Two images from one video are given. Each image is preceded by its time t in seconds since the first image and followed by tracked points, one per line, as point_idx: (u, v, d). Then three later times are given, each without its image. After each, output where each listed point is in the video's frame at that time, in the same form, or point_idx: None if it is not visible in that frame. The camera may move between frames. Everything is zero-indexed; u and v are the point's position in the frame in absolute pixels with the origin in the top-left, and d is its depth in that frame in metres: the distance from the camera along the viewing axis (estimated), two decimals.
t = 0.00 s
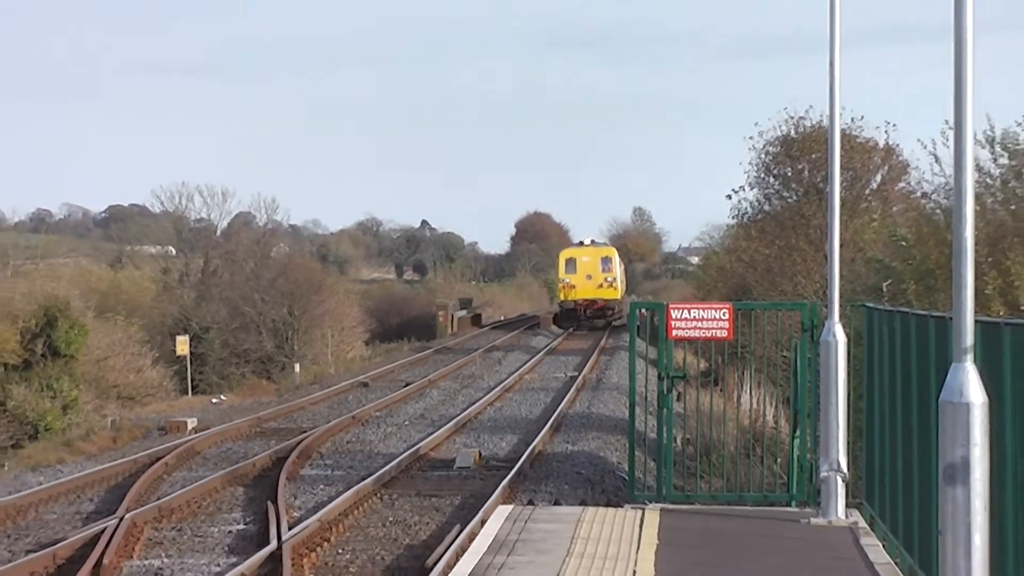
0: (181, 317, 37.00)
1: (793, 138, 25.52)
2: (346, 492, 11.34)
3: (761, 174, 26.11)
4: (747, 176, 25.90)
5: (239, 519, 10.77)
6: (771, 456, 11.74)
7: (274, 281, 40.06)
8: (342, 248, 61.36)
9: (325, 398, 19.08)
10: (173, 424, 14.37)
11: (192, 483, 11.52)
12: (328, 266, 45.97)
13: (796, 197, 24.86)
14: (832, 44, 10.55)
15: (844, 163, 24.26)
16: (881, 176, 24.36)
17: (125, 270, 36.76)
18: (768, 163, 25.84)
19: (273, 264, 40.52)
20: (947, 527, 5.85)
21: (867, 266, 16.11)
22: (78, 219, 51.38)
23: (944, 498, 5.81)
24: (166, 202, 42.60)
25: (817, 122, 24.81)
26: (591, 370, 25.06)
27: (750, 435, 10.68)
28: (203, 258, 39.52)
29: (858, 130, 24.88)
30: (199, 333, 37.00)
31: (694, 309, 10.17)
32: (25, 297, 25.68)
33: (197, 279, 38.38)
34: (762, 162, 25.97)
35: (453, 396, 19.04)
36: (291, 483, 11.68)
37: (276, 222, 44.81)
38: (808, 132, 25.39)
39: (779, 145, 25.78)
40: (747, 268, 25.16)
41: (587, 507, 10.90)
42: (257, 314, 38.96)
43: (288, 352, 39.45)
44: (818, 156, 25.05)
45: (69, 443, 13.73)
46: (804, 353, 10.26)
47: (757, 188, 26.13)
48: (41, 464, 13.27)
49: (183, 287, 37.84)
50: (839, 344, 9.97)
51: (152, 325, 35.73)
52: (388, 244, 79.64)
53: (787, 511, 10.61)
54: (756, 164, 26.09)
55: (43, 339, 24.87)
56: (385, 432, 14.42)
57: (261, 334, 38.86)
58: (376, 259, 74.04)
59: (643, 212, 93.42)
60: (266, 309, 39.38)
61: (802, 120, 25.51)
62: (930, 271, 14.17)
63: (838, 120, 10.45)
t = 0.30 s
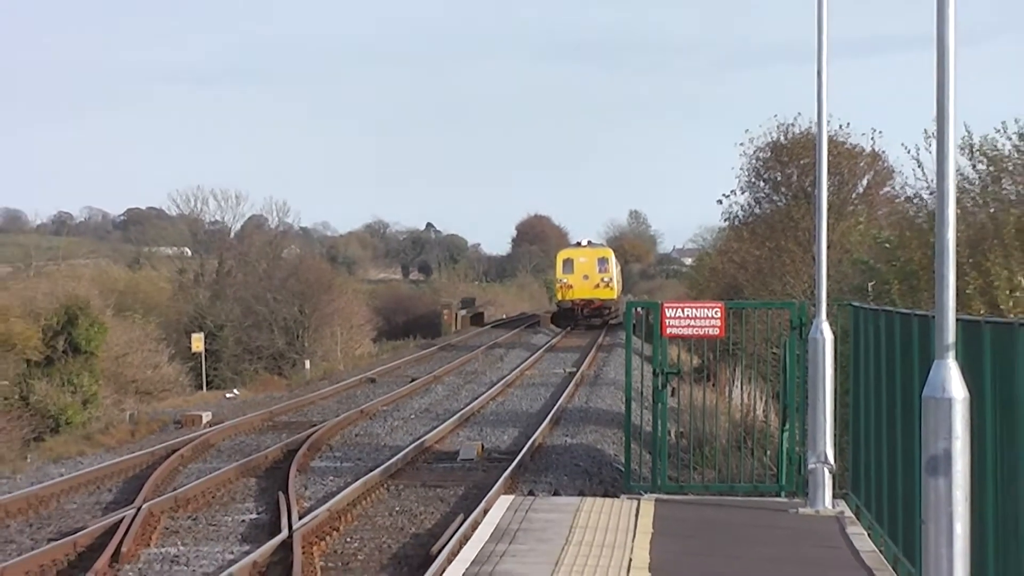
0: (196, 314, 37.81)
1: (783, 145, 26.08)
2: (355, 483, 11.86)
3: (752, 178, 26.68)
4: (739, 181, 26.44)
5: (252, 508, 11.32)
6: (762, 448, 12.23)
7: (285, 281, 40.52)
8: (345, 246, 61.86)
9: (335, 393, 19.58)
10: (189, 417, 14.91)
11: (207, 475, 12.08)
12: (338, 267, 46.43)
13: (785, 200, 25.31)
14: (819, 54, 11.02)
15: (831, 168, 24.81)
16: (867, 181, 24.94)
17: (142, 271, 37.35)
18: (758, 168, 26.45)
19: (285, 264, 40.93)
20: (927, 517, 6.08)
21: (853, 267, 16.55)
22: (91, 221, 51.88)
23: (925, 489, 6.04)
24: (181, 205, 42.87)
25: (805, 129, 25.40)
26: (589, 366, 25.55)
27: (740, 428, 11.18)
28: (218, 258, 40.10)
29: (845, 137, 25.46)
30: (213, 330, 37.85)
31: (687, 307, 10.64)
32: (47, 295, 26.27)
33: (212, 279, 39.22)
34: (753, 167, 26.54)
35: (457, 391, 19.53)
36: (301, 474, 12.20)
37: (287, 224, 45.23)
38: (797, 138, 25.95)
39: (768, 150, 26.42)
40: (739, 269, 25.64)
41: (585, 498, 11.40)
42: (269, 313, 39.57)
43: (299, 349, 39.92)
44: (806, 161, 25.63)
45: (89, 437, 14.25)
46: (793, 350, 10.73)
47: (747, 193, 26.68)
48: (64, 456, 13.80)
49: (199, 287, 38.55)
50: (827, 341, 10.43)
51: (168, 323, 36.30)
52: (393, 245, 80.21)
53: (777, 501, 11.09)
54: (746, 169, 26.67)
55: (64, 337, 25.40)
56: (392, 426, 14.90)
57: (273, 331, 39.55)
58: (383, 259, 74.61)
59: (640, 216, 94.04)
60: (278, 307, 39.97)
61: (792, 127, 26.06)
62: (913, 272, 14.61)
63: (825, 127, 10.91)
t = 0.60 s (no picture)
0: (213, 314, 38.26)
1: (776, 151, 26.71)
2: (365, 475, 12.44)
3: (745, 184, 27.30)
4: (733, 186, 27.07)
5: (268, 499, 11.93)
6: (755, 441, 12.75)
7: (298, 282, 41.27)
8: (353, 246, 62.33)
9: (346, 389, 20.10)
10: (206, 412, 15.55)
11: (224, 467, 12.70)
12: (348, 268, 46.88)
13: (778, 205, 25.88)
14: (810, 65, 11.50)
15: (822, 173, 25.38)
16: (857, 184, 25.42)
17: (160, 271, 37.70)
18: (752, 173, 27.06)
19: (298, 266, 41.78)
20: (917, 509, 6.38)
21: (842, 269, 17.04)
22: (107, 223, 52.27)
23: (913, 483, 6.35)
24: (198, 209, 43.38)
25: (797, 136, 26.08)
26: (590, 363, 26.08)
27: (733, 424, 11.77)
28: (235, 261, 40.63)
29: (836, 144, 26.02)
30: (229, 329, 38.27)
31: (684, 308, 11.12)
32: (70, 294, 26.63)
33: (229, 281, 39.75)
34: (747, 172, 27.18)
35: (464, 387, 20.07)
36: (314, 466, 12.77)
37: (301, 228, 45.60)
38: (790, 145, 26.58)
39: (762, 157, 27.05)
40: (733, 270, 26.11)
41: (586, 489, 11.92)
42: (283, 312, 40.26)
43: (312, 347, 40.83)
44: (799, 167, 26.28)
45: (112, 431, 14.77)
46: (785, 347, 11.21)
47: (742, 197, 27.26)
48: (88, 450, 14.34)
49: (216, 287, 38.97)
50: (817, 339, 10.90)
51: (188, 321, 36.94)
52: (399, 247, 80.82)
53: (769, 492, 11.59)
54: (740, 174, 27.28)
55: (87, 335, 25.94)
56: (400, 420, 15.40)
57: (287, 330, 40.14)
58: (392, 260, 75.03)
59: (639, 219, 94.64)
60: (292, 308, 40.70)
61: (784, 133, 26.76)
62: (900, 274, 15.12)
63: (816, 134, 11.39)
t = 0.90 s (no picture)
0: (231, 313, 38.65)
1: (771, 157, 27.59)
2: (376, 468, 13.06)
3: (740, 189, 28.03)
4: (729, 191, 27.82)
5: (284, 491, 12.57)
6: (751, 435, 13.28)
7: (313, 282, 42.12)
8: (364, 247, 62.98)
9: (358, 385, 20.69)
10: (224, 408, 16.21)
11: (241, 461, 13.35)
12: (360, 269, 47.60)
13: (773, 208, 26.50)
14: (803, 75, 12.00)
15: (813, 177, 25.92)
16: (849, 188, 25.85)
17: (179, 272, 38.23)
18: (747, 178, 27.80)
19: (312, 267, 42.63)
20: (905, 499, 6.74)
21: (834, 270, 17.50)
22: (130, 225, 53.06)
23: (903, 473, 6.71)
24: (218, 213, 43.99)
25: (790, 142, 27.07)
26: (592, 360, 26.60)
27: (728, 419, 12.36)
28: (252, 262, 41.23)
29: (828, 149, 26.76)
30: (246, 328, 38.67)
31: (682, 307, 11.59)
32: (93, 293, 27.25)
33: (246, 282, 40.04)
34: (742, 177, 27.91)
35: (471, 383, 20.62)
36: (328, 460, 13.42)
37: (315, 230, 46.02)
38: (783, 150, 27.65)
39: (757, 163, 27.87)
40: (729, 271, 26.52)
41: (589, 481, 12.46)
42: (298, 312, 41.08)
43: (326, 345, 41.61)
44: (792, 173, 27.15)
45: (135, 426, 15.39)
46: (779, 345, 11.71)
47: (738, 201, 27.87)
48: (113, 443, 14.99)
49: (232, 287, 39.47)
50: (810, 337, 11.37)
51: (207, 319, 37.50)
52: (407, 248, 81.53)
53: (765, 484, 12.07)
54: (736, 179, 27.94)
55: (110, 334, 26.79)
56: (410, 415, 15.93)
57: (301, 329, 40.84)
58: (402, 261, 75.61)
59: (639, 222, 95.32)
60: (307, 307, 41.56)
61: (778, 140, 27.70)
62: (889, 274, 15.58)
63: (810, 140, 11.87)
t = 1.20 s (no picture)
0: (248, 312, 39.27)
1: (766, 162, 28.13)
2: (387, 461, 13.72)
3: (737, 193, 28.56)
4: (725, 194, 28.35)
5: (298, 482, 13.24)
6: (748, 429, 13.82)
7: (326, 282, 43.12)
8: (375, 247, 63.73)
9: (368, 381, 21.30)
10: (241, 403, 16.94)
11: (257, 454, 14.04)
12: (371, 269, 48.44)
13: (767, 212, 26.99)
14: (798, 84, 12.47)
15: (806, 181, 26.43)
16: (841, 192, 26.31)
17: (197, 274, 38.94)
18: (743, 183, 28.34)
19: (325, 267, 43.50)
20: (895, 491, 7.11)
21: (827, 270, 17.97)
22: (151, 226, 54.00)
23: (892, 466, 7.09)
24: (235, 215, 44.82)
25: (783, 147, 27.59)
26: (594, 357, 27.15)
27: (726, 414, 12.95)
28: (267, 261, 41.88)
29: (821, 154, 27.26)
30: (262, 326, 39.28)
31: (681, 306, 12.07)
32: (115, 292, 28.24)
33: (262, 281, 40.55)
34: (738, 181, 28.45)
35: (478, 379, 21.22)
36: (341, 453, 14.08)
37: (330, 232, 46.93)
38: (777, 156, 28.06)
39: (753, 167, 28.42)
40: (726, 272, 26.97)
41: (592, 473, 13.01)
42: (312, 311, 41.77)
43: (339, 343, 42.46)
44: (786, 177, 27.61)
45: (157, 420, 16.05)
46: (774, 342, 12.20)
47: (734, 205, 28.41)
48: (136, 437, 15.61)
49: (250, 287, 40.00)
50: (804, 334, 11.83)
51: (225, 318, 38.20)
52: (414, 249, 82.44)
53: (760, 476, 12.58)
54: (732, 184, 28.50)
55: (132, 331, 27.71)
56: (419, 410, 16.54)
57: (316, 327, 41.64)
58: (412, 262, 76.41)
59: (639, 225, 96.01)
60: (321, 307, 42.30)
61: (772, 146, 28.25)
62: (879, 274, 16.00)
63: (803, 147, 12.36)
